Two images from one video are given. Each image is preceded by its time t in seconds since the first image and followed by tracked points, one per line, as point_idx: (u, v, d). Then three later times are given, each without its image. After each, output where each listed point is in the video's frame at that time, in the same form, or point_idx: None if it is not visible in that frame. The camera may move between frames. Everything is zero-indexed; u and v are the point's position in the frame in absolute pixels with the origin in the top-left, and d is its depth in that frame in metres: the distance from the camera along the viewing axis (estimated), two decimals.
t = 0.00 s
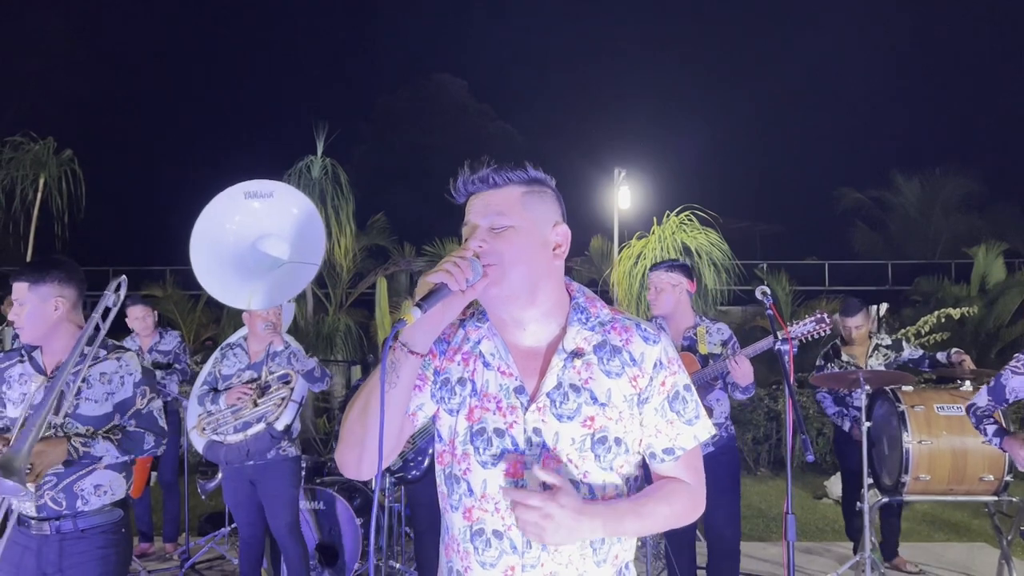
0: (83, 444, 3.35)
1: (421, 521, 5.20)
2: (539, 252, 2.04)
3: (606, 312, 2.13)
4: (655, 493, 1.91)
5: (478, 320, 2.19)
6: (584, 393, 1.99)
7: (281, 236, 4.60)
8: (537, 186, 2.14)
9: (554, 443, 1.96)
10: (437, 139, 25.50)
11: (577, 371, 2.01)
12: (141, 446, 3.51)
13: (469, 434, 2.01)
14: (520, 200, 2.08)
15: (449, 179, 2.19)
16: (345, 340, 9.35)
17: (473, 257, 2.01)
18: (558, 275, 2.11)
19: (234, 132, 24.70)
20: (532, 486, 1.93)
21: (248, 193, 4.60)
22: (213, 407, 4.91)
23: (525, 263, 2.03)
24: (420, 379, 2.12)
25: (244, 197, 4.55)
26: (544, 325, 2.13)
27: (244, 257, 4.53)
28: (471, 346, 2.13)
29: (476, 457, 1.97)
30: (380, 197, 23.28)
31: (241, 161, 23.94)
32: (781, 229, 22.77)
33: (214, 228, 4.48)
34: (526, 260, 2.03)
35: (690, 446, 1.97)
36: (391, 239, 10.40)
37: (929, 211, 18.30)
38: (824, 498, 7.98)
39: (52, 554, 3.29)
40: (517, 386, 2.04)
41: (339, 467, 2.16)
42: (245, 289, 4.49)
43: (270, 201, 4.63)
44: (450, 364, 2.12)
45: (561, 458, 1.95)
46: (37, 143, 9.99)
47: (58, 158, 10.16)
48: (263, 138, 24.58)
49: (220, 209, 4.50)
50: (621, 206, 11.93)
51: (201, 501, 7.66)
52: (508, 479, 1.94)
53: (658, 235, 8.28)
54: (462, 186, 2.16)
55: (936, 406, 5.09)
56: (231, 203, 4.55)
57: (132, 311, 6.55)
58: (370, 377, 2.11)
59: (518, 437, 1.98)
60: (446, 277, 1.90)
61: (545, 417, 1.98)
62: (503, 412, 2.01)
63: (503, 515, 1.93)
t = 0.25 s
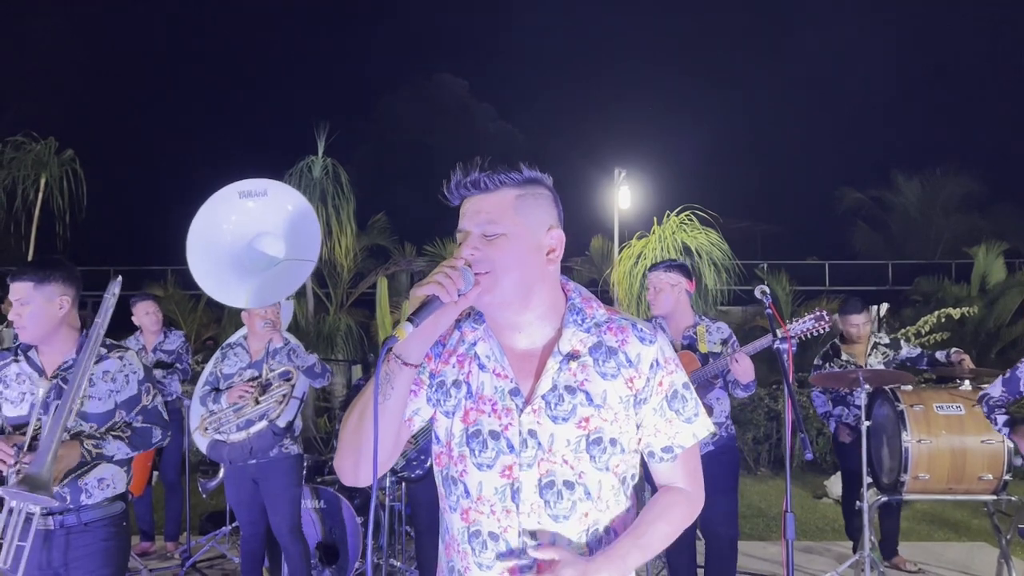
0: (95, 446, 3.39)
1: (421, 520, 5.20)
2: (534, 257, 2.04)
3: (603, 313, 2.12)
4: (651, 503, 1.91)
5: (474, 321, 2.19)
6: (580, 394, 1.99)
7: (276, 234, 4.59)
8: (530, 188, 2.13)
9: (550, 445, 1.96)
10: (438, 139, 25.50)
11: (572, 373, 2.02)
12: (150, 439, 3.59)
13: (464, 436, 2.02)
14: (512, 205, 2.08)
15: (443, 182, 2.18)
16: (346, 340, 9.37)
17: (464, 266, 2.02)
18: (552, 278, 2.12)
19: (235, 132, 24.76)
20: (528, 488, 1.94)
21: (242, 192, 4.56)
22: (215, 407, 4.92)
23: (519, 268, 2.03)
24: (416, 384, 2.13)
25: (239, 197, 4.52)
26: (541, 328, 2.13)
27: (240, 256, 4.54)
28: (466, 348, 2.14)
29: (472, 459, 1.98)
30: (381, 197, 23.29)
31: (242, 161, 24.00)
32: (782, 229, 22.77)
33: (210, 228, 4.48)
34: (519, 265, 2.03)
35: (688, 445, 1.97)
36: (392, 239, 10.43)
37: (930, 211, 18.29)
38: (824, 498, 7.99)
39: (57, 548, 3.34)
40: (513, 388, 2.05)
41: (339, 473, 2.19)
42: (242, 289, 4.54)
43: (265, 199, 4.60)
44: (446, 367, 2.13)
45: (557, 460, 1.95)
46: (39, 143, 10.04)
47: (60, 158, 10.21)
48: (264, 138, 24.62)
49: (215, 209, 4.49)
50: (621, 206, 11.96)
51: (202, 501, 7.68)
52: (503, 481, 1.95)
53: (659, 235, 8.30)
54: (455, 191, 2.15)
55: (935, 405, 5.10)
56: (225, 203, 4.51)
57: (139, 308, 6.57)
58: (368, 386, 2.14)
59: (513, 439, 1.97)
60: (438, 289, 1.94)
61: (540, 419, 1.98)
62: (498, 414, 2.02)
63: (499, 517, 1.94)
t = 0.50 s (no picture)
0: (111, 442, 3.45)
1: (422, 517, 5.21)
2: (530, 256, 2.04)
3: (598, 308, 2.12)
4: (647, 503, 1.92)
5: (470, 316, 2.19)
6: (574, 390, 1.99)
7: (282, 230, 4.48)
8: (526, 185, 2.11)
9: (545, 440, 1.96)
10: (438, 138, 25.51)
11: (567, 368, 2.02)
12: (161, 428, 3.62)
13: (460, 432, 2.02)
14: (508, 201, 2.07)
15: (438, 177, 2.16)
16: (347, 338, 9.39)
17: (456, 267, 2.03)
18: (547, 275, 2.12)
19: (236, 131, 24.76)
20: (523, 483, 1.95)
21: (248, 188, 4.47)
22: (220, 404, 4.97)
23: (514, 267, 2.04)
24: (411, 383, 2.13)
25: (244, 193, 4.43)
26: (535, 325, 2.14)
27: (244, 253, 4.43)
28: (461, 344, 2.14)
29: (467, 455, 1.99)
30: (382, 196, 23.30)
31: (243, 161, 24.01)
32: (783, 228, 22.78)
33: (214, 226, 4.37)
34: (515, 263, 2.03)
35: (685, 439, 1.98)
36: (393, 238, 10.45)
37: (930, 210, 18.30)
38: (824, 496, 7.99)
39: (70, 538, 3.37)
40: (508, 384, 2.06)
41: (336, 474, 2.20)
42: (248, 287, 4.45)
43: (268, 195, 4.50)
44: (441, 364, 2.13)
45: (552, 455, 1.95)
46: (40, 142, 10.04)
47: (61, 157, 10.21)
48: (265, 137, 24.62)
49: (220, 206, 4.38)
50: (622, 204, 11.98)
51: (203, 499, 7.69)
52: (498, 476, 1.95)
53: (658, 233, 8.32)
54: (450, 187, 2.14)
55: (935, 402, 5.09)
56: (228, 199, 4.41)
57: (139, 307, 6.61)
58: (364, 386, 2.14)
59: (508, 434, 1.98)
60: (428, 293, 1.97)
61: (535, 415, 1.98)
62: (493, 410, 2.02)
63: (495, 512, 1.94)
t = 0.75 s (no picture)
0: (131, 440, 3.45)
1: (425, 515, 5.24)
2: (528, 257, 2.05)
3: (595, 304, 2.12)
4: (642, 498, 1.91)
5: (469, 314, 2.20)
6: (570, 386, 1.99)
7: (301, 227, 4.49)
8: (523, 183, 2.10)
9: (542, 437, 1.96)
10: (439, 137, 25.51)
11: (563, 364, 2.02)
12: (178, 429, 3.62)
13: (457, 429, 2.03)
14: (507, 200, 2.07)
15: (437, 173, 2.14)
16: (347, 337, 9.41)
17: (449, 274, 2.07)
18: (545, 272, 2.12)
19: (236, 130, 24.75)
20: (520, 480, 1.95)
21: (267, 186, 4.50)
22: (236, 401, 4.95)
23: (512, 268, 2.04)
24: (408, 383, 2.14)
25: (263, 190, 4.45)
26: (532, 322, 2.14)
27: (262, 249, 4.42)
28: (458, 342, 2.15)
29: (465, 452, 1.99)
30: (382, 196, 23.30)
31: (243, 160, 24.01)
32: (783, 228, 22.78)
33: (234, 222, 4.38)
34: (513, 265, 2.04)
35: (680, 435, 1.97)
36: (393, 237, 10.45)
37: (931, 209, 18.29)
38: (824, 495, 7.98)
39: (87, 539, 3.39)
40: (505, 381, 2.05)
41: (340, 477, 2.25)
42: (266, 283, 4.43)
43: (289, 193, 4.53)
44: (437, 362, 2.14)
45: (549, 451, 1.96)
46: (40, 141, 10.04)
47: (61, 156, 10.21)
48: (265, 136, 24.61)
49: (240, 203, 4.40)
50: (622, 203, 12.02)
51: (204, 497, 7.70)
52: (496, 473, 1.96)
53: (659, 233, 8.36)
54: (447, 184, 2.13)
55: (935, 401, 5.09)
56: (250, 195, 4.43)
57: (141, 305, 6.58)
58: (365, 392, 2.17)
59: (505, 431, 1.98)
60: (416, 310, 2.06)
61: (532, 412, 1.98)
62: (490, 408, 2.02)
63: (492, 508, 1.95)
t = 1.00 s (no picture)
0: (141, 446, 3.42)
1: (427, 514, 5.24)
2: (527, 257, 2.04)
3: (593, 298, 2.11)
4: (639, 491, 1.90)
5: (470, 312, 2.18)
6: (569, 379, 1.98)
7: (312, 226, 4.47)
8: (519, 179, 2.09)
9: (542, 431, 1.96)
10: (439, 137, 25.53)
11: (562, 357, 2.01)
12: (195, 436, 3.61)
13: (458, 425, 2.02)
14: (507, 201, 2.05)
15: (432, 179, 2.13)
16: (348, 336, 9.43)
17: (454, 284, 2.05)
18: (545, 270, 2.12)
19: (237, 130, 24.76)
20: (520, 475, 1.95)
21: (280, 187, 4.48)
22: (248, 400, 4.88)
23: (511, 269, 2.03)
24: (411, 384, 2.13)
25: (274, 191, 4.44)
26: (532, 318, 2.13)
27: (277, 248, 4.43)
28: (459, 340, 2.14)
29: (466, 447, 1.99)
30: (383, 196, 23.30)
31: (243, 160, 24.04)
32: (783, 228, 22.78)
33: (248, 224, 4.41)
34: (513, 267, 2.03)
35: (677, 427, 1.97)
36: (394, 237, 10.47)
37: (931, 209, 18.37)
38: (825, 495, 7.98)
39: (99, 542, 3.37)
40: (506, 376, 2.05)
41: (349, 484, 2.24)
42: (278, 282, 4.44)
43: (302, 191, 4.51)
44: (438, 361, 2.12)
45: (550, 446, 1.94)
46: (41, 141, 10.06)
47: (62, 156, 10.24)
48: (266, 137, 24.62)
49: (253, 206, 4.42)
50: (623, 202, 12.05)
51: (205, 496, 7.71)
52: (496, 468, 1.96)
53: (660, 231, 8.36)
54: (445, 188, 2.10)
55: (935, 400, 5.08)
56: (263, 196, 4.43)
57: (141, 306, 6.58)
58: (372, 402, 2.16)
59: (506, 427, 1.98)
60: (416, 325, 2.09)
61: (532, 407, 1.97)
62: (491, 403, 2.02)
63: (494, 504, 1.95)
